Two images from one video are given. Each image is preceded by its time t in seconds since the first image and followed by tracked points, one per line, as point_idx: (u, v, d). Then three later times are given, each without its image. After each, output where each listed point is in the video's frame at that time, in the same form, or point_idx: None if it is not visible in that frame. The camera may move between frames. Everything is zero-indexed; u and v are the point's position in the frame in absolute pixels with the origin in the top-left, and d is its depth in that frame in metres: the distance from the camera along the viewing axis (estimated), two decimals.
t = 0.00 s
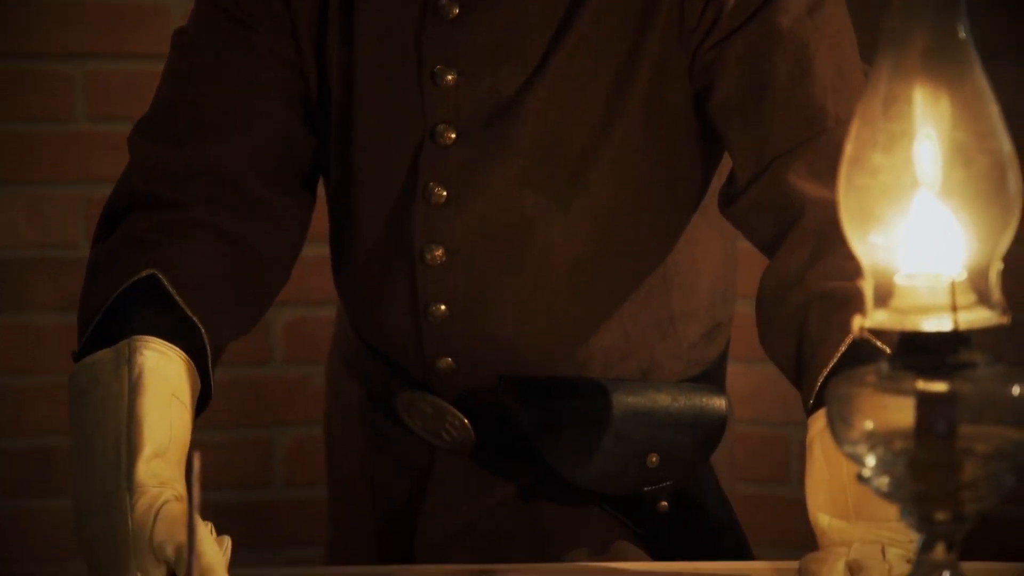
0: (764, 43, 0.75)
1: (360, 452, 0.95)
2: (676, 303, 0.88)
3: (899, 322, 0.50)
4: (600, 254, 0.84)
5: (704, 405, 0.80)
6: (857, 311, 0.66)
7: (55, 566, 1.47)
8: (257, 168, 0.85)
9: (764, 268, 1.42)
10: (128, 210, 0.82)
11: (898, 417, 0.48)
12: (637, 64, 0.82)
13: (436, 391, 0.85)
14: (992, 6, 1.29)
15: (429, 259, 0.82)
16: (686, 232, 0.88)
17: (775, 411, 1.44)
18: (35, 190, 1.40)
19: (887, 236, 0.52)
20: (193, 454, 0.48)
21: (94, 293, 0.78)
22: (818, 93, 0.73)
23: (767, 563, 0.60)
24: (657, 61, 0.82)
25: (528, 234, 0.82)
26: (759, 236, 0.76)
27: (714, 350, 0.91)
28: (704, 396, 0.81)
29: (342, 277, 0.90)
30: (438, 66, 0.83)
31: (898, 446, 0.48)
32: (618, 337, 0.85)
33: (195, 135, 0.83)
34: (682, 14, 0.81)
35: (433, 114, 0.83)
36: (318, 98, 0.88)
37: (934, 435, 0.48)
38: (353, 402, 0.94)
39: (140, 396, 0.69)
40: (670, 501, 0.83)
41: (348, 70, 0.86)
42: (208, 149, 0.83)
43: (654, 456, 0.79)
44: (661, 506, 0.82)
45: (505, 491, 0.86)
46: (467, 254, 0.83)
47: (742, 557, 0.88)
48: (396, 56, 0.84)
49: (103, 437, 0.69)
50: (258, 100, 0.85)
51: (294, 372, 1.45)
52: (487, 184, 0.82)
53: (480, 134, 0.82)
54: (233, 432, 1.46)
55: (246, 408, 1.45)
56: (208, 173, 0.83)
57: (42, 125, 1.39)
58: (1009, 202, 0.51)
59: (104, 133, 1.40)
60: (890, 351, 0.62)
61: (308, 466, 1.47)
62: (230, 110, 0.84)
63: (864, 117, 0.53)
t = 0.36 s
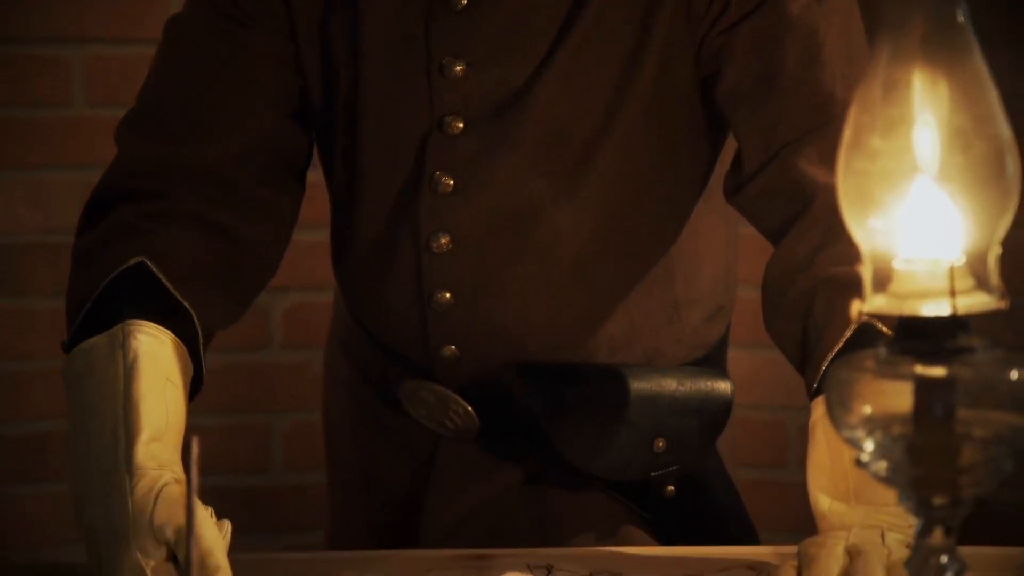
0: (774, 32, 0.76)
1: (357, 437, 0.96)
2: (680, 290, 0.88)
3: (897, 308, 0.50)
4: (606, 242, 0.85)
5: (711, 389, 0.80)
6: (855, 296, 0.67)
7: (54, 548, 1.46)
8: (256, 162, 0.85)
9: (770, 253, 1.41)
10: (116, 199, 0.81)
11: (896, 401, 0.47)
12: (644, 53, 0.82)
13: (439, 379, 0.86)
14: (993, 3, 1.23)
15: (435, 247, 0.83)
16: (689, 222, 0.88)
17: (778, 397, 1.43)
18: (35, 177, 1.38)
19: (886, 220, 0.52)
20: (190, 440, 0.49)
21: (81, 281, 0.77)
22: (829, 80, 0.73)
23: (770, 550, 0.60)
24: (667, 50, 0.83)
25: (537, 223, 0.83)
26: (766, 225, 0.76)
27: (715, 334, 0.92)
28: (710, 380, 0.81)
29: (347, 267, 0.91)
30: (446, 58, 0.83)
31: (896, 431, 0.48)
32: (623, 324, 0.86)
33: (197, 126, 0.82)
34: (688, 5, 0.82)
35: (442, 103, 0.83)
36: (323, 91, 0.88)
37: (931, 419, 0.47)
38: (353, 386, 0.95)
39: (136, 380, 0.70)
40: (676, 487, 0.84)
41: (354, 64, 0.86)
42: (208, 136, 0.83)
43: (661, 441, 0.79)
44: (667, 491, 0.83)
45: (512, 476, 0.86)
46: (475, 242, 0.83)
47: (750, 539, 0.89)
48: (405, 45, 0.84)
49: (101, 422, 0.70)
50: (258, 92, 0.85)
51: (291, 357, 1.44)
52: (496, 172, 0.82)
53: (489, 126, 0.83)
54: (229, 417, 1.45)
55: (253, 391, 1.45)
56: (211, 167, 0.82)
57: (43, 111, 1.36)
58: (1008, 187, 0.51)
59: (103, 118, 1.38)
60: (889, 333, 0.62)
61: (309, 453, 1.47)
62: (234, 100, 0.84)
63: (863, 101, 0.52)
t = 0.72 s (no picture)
0: (796, 25, 0.75)
1: (355, 429, 0.96)
2: (690, 279, 0.89)
3: (897, 296, 0.48)
4: (618, 234, 0.85)
5: (726, 377, 0.82)
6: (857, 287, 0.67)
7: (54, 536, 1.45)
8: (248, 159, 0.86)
9: (779, 245, 1.41)
10: (101, 183, 0.80)
11: (897, 391, 0.47)
12: (662, 48, 0.83)
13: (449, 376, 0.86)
14: None
15: (449, 243, 0.83)
16: (704, 208, 0.88)
17: (784, 386, 1.43)
18: (35, 165, 1.38)
19: (886, 208, 0.51)
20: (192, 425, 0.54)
21: (68, 266, 0.77)
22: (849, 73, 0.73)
23: (773, 539, 0.61)
24: (683, 45, 0.83)
25: (550, 219, 0.83)
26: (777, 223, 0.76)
27: (721, 318, 0.92)
28: (725, 368, 0.83)
29: (347, 262, 0.91)
30: (465, 58, 0.83)
31: (896, 420, 0.47)
32: (636, 317, 0.87)
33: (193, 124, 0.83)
34: None
35: (457, 101, 0.84)
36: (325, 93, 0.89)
37: (932, 409, 0.47)
38: (345, 375, 0.95)
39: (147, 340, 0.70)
40: (694, 476, 0.85)
41: (363, 63, 0.86)
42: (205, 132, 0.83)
43: (678, 430, 0.81)
44: (684, 479, 0.84)
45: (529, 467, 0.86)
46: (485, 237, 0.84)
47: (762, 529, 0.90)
48: (422, 42, 0.85)
49: (103, 377, 0.69)
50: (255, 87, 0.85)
51: (290, 347, 1.45)
52: (511, 167, 0.83)
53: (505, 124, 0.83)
54: (233, 408, 1.45)
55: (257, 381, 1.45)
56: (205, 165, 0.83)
57: (42, 100, 1.37)
58: (1008, 174, 0.50)
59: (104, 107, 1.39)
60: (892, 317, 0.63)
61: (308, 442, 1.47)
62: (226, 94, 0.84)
63: (863, 88, 0.51)
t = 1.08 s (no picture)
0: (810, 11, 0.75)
1: (349, 431, 0.94)
2: (702, 261, 0.87)
3: (896, 288, 0.48)
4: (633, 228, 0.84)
5: (750, 361, 0.80)
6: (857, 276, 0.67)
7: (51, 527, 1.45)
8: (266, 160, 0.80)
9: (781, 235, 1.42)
10: (120, 186, 0.74)
11: (898, 381, 0.47)
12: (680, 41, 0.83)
13: (468, 373, 0.84)
14: None
15: (470, 243, 0.83)
16: (715, 200, 0.88)
17: (786, 374, 1.43)
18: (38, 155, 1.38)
19: (885, 199, 0.51)
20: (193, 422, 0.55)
21: (86, 261, 0.71)
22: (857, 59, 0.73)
23: (772, 529, 0.62)
24: (694, 35, 0.83)
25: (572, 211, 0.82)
26: (779, 206, 0.77)
27: (727, 302, 0.90)
28: (748, 353, 0.81)
29: (354, 267, 0.89)
30: (487, 60, 0.83)
31: (895, 410, 0.47)
32: (649, 310, 0.85)
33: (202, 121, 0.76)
34: None
35: (480, 100, 0.83)
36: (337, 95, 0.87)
37: (932, 399, 0.46)
38: (339, 369, 0.92)
39: (187, 363, 0.65)
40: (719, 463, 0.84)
41: (382, 59, 0.85)
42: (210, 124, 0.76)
43: (706, 417, 0.78)
44: (711, 467, 0.83)
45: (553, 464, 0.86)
46: (508, 235, 0.83)
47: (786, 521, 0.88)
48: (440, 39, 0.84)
49: (130, 383, 0.64)
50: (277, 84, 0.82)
51: (289, 338, 1.45)
52: (533, 162, 0.82)
53: (526, 121, 0.83)
54: (235, 398, 1.45)
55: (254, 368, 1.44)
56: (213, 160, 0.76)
57: (48, 90, 1.38)
58: (1007, 165, 0.50)
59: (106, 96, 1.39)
60: (891, 304, 0.64)
61: (307, 430, 1.47)
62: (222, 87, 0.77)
63: (862, 80, 0.50)
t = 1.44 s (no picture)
0: None
1: (352, 427, 0.91)
2: (713, 251, 0.85)
3: (896, 276, 0.48)
4: (650, 218, 0.81)
5: (766, 345, 0.81)
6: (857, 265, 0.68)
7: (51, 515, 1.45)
8: (293, 155, 0.79)
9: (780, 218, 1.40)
10: (144, 185, 0.71)
11: (897, 369, 0.47)
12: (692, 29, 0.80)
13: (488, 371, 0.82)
14: None
15: (493, 242, 0.80)
16: (723, 190, 0.85)
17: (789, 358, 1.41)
18: (36, 145, 1.37)
19: (885, 187, 0.50)
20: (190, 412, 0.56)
21: (105, 264, 0.69)
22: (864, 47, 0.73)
23: (773, 517, 0.62)
24: (714, 24, 0.79)
25: (589, 206, 0.79)
26: (782, 195, 0.77)
27: (729, 290, 0.89)
28: (760, 336, 0.82)
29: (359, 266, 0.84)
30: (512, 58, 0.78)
31: (895, 399, 0.47)
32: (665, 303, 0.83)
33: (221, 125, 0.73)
34: None
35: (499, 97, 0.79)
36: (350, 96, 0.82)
37: (930, 387, 0.46)
38: (342, 367, 0.89)
39: (218, 380, 0.64)
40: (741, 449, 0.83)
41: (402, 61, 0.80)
42: (229, 128, 0.73)
43: (731, 406, 0.80)
44: (733, 453, 0.83)
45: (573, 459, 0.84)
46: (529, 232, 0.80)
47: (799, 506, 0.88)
48: (464, 45, 0.79)
49: (158, 394, 0.61)
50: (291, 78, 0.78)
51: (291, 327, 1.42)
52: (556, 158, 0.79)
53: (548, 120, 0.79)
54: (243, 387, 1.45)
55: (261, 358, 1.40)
56: (233, 156, 0.73)
57: (46, 79, 1.37)
58: (1008, 153, 0.49)
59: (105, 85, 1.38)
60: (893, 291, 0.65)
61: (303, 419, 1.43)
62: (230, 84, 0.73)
63: (861, 68, 0.49)
